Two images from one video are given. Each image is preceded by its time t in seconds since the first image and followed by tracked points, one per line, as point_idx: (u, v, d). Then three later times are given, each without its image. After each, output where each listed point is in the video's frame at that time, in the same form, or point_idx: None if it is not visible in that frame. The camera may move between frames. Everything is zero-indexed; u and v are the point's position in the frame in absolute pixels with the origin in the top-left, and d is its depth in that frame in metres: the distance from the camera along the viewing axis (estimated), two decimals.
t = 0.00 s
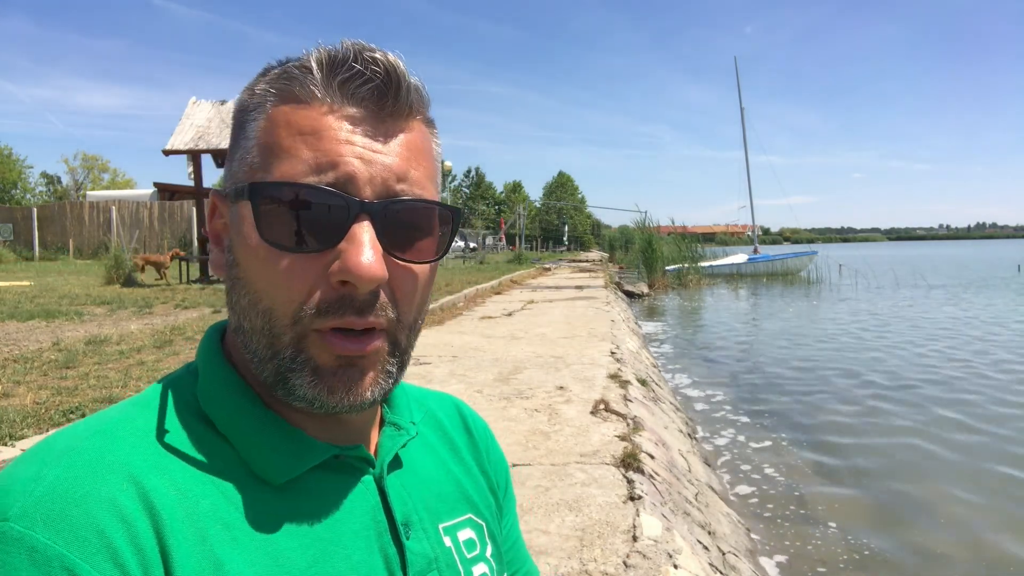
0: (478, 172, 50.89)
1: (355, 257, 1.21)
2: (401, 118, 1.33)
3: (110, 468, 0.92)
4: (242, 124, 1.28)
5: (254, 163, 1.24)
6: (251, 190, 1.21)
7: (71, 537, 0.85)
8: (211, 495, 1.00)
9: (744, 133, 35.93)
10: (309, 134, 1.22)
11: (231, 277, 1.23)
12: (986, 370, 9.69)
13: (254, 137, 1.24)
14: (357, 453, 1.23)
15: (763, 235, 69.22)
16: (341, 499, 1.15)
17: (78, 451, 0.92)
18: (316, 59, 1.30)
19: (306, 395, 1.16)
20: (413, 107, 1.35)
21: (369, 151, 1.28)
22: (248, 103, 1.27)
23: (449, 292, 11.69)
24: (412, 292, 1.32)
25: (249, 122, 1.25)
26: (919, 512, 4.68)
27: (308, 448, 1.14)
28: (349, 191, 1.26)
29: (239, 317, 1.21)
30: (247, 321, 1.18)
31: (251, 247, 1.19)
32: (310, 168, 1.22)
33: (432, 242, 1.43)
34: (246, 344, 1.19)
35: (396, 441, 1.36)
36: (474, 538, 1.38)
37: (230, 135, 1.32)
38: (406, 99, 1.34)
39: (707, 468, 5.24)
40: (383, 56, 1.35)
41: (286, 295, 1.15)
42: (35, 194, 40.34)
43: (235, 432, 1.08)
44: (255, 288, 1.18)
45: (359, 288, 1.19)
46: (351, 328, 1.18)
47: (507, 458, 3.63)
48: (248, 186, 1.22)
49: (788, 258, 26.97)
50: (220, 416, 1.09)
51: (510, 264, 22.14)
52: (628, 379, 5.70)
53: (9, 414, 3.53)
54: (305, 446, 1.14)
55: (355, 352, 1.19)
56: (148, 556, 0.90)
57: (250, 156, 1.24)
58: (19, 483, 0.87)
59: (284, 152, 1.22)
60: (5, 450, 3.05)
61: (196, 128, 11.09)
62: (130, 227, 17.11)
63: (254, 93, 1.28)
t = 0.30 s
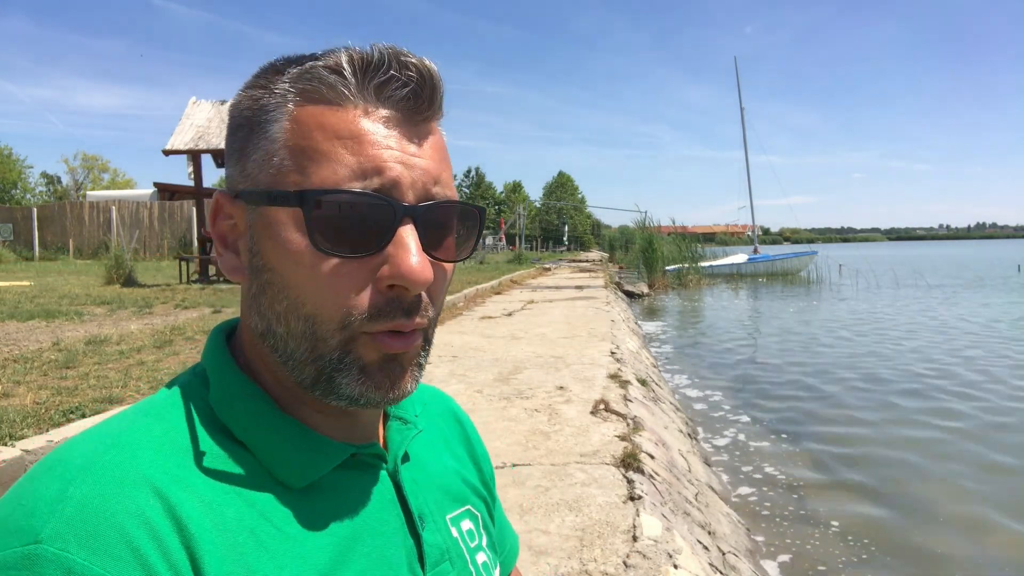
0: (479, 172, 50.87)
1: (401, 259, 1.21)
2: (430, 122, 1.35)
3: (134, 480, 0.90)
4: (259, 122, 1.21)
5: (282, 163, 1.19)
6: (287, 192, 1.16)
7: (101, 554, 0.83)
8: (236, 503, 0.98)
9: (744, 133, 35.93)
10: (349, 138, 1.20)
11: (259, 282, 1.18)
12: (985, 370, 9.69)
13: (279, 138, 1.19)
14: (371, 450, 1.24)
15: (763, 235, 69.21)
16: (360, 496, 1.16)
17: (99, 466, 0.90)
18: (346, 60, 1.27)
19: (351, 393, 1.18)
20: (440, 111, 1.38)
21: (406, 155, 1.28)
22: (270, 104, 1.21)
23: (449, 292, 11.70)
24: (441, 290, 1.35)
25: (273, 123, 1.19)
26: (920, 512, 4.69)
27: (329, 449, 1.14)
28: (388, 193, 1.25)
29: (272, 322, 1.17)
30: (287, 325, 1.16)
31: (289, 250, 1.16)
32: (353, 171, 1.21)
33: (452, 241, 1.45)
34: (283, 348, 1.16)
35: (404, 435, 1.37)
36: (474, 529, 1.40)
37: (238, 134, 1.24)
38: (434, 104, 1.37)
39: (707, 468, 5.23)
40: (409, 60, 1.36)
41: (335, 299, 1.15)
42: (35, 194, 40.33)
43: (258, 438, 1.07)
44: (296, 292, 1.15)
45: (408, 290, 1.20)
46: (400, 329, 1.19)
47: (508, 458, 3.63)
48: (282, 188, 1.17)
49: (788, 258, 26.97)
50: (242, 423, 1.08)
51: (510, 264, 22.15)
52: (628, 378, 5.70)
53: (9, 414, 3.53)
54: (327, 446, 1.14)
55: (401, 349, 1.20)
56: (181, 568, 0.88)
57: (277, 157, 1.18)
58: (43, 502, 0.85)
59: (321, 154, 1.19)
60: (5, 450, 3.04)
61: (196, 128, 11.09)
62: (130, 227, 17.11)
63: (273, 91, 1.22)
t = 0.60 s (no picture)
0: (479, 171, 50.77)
1: (418, 254, 1.22)
2: (436, 120, 1.36)
3: (143, 483, 0.90)
4: (264, 122, 1.20)
5: (291, 163, 1.18)
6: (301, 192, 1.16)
7: (109, 558, 0.83)
8: (245, 505, 0.98)
9: (745, 133, 35.89)
10: (360, 136, 1.21)
11: (272, 284, 1.17)
12: (984, 370, 9.70)
13: (288, 139, 1.18)
14: (378, 454, 1.25)
15: (763, 235, 69.19)
16: (367, 499, 1.17)
17: (108, 468, 0.89)
18: (351, 58, 1.27)
19: (370, 389, 1.19)
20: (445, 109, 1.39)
21: (418, 150, 1.29)
22: (277, 105, 1.20)
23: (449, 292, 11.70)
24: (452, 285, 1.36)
25: (280, 124, 1.19)
26: (919, 512, 4.70)
27: (340, 450, 1.15)
28: (401, 188, 1.26)
29: (285, 322, 1.16)
30: (305, 325, 1.15)
31: (306, 251, 1.16)
32: (366, 167, 1.21)
33: (460, 236, 1.46)
34: (300, 348, 1.16)
35: (408, 439, 1.38)
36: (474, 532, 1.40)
37: (241, 135, 1.23)
38: (439, 101, 1.38)
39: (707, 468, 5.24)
40: (414, 57, 1.37)
41: (353, 297, 1.15)
42: (35, 194, 40.33)
43: (266, 440, 1.08)
44: (313, 292, 1.15)
45: (426, 284, 1.21)
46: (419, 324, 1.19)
47: (509, 458, 3.63)
48: (296, 189, 1.16)
49: (789, 258, 26.96)
50: (251, 424, 1.08)
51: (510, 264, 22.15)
52: (628, 378, 5.70)
53: (9, 414, 3.53)
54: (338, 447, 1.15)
55: (418, 344, 1.21)
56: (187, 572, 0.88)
57: (286, 157, 1.18)
58: (52, 504, 0.85)
59: (333, 153, 1.19)
60: (5, 450, 3.04)
61: (196, 128, 11.09)
62: (130, 227, 17.11)
63: (279, 92, 1.22)
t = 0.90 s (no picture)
0: (479, 171, 50.73)
1: (399, 249, 1.22)
2: (417, 115, 1.35)
3: (136, 480, 0.90)
4: (249, 125, 1.21)
5: (274, 163, 1.18)
6: (283, 190, 1.16)
7: (101, 553, 0.83)
8: (238, 503, 0.98)
9: (744, 133, 35.87)
10: (338, 134, 1.20)
11: (258, 282, 1.18)
12: (984, 370, 9.69)
13: (270, 139, 1.19)
14: (372, 452, 1.24)
15: (763, 235, 69.20)
16: (361, 498, 1.16)
17: (102, 466, 0.90)
18: (331, 57, 1.27)
19: (353, 385, 1.17)
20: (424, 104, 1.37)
21: (397, 145, 1.28)
22: (259, 106, 1.21)
23: (449, 292, 11.70)
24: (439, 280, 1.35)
25: (262, 125, 1.19)
26: (920, 512, 4.69)
27: (330, 447, 1.14)
28: (381, 184, 1.25)
29: (271, 320, 1.17)
30: (287, 321, 1.15)
31: (289, 248, 1.16)
32: (344, 165, 1.20)
33: (448, 231, 1.45)
34: (284, 345, 1.16)
35: (404, 438, 1.37)
36: (473, 531, 1.39)
37: (228, 138, 1.24)
38: (420, 96, 1.36)
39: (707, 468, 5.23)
40: (394, 53, 1.36)
41: (333, 292, 1.15)
42: (35, 194, 40.32)
43: (259, 439, 1.07)
44: (295, 288, 1.15)
45: (407, 279, 1.20)
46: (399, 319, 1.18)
47: (508, 458, 3.63)
48: (277, 188, 1.17)
49: (789, 258, 26.96)
50: (242, 422, 1.08)
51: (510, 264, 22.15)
52: (628, 378, 5.69)
53: (9, 414, 3.53)
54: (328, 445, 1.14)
55: (401, 338, 1.20)
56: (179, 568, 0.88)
57: (268, 157, 1.18)
58: (47, 500, 0.86)
59: (312, 152, 1.19)
60: (5, 450, 3.04)
61: (196, 128, 11.09)
62: (130, 227, 17.12)
63: (261, 93, 1.22)
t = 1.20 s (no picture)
0: (478, 171, 50.72)
1: (387, 243, 1.21)
2: (409, 111, 1.34)
3: (141, 469, 0.91)
4: (247, 126, 1.22)
5: (269, 162, 1.19)
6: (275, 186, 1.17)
7: (106, 537, 0.83)
8: (240, 498, 0.98)
9: (744, 133, 35.86)
10: (328, 131, 1.20)
11: (255, 278, 1.19)
12: (984, 370, 9.70)
13: (265, 139, 1.20)
14: (374, 451, 1.23)
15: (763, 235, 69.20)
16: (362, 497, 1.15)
17: (107, 455, 0.90)
18: (322, 57, 1.27)
19: (347, 380, 1.16)
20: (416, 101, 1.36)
21: (386, 141, 1.28)
22: (254, 108, 1.22)
23: (449, 292, 11.71)
24: (434, 275, 1.34)
25: (258, 126, 1.20)
26: (920, 512, 4.69)
27: (331, 445, 1.14)
28: (370, 180, 1.25)
29: (266, 315, 1.17)
30: (281, 316, 1.15)
31: (282, 244, 1.16)
32: (333, 161, 1.21)
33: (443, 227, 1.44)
34: (278, 341, 1.16)
35: (408, 439, 1.37)
36: (478, 535, 1.39)
37: (229, 139, 1.26)
38: (411, 93, 1.35)
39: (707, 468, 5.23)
40: (384, 52, 1.35)
41: (323, 287, 1.15)
42: (35, 194, 40.33)
43: (261, 435, 1.07)
44: (287, 284, 1.15)
45: (396, 272, 1.20)
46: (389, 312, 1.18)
47: (508, 458, 3.63)
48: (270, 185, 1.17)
49: (789, 258, 26.96)
50: (244, 418, 1.08)
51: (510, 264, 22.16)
52: (628, 379, 5.70)
53: (9, 414, 3.53)
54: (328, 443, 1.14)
55: (393, 333, 1.19)
56: (184, 556, 0.89)
57: (264, 156, 1.19)
58: (52, 486, 0.86)
59: (304, 150, 1.19)
60: (5, 450, 3.04)
61: (196, 128, 11.09)
62: (130, 227, 17.13)
63: (258, 95, 1.23)
